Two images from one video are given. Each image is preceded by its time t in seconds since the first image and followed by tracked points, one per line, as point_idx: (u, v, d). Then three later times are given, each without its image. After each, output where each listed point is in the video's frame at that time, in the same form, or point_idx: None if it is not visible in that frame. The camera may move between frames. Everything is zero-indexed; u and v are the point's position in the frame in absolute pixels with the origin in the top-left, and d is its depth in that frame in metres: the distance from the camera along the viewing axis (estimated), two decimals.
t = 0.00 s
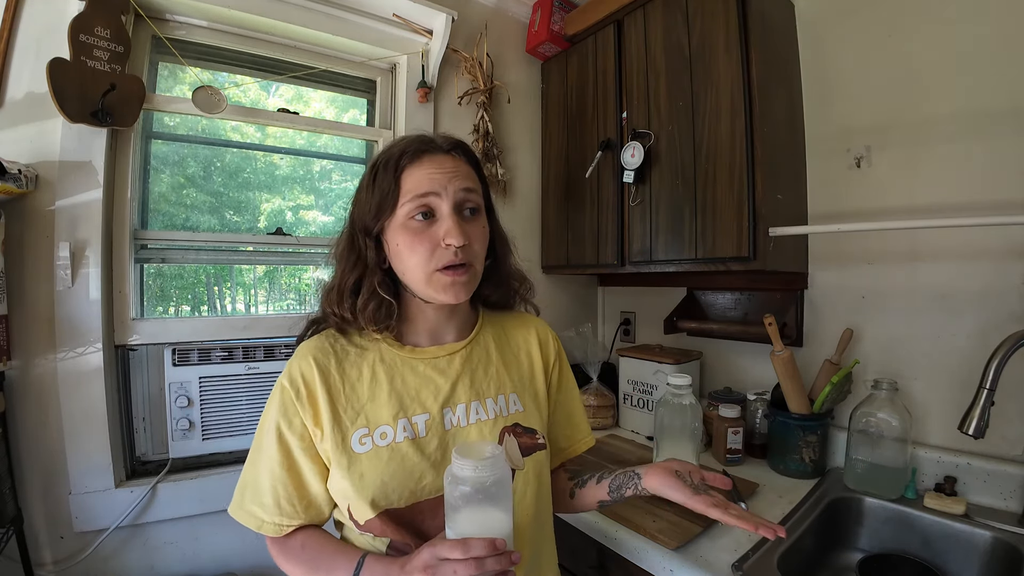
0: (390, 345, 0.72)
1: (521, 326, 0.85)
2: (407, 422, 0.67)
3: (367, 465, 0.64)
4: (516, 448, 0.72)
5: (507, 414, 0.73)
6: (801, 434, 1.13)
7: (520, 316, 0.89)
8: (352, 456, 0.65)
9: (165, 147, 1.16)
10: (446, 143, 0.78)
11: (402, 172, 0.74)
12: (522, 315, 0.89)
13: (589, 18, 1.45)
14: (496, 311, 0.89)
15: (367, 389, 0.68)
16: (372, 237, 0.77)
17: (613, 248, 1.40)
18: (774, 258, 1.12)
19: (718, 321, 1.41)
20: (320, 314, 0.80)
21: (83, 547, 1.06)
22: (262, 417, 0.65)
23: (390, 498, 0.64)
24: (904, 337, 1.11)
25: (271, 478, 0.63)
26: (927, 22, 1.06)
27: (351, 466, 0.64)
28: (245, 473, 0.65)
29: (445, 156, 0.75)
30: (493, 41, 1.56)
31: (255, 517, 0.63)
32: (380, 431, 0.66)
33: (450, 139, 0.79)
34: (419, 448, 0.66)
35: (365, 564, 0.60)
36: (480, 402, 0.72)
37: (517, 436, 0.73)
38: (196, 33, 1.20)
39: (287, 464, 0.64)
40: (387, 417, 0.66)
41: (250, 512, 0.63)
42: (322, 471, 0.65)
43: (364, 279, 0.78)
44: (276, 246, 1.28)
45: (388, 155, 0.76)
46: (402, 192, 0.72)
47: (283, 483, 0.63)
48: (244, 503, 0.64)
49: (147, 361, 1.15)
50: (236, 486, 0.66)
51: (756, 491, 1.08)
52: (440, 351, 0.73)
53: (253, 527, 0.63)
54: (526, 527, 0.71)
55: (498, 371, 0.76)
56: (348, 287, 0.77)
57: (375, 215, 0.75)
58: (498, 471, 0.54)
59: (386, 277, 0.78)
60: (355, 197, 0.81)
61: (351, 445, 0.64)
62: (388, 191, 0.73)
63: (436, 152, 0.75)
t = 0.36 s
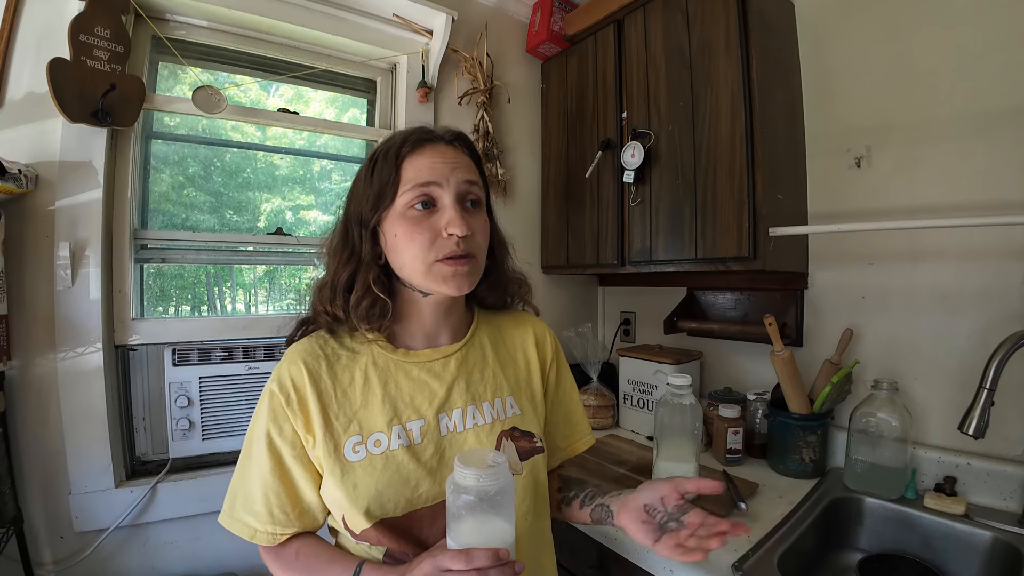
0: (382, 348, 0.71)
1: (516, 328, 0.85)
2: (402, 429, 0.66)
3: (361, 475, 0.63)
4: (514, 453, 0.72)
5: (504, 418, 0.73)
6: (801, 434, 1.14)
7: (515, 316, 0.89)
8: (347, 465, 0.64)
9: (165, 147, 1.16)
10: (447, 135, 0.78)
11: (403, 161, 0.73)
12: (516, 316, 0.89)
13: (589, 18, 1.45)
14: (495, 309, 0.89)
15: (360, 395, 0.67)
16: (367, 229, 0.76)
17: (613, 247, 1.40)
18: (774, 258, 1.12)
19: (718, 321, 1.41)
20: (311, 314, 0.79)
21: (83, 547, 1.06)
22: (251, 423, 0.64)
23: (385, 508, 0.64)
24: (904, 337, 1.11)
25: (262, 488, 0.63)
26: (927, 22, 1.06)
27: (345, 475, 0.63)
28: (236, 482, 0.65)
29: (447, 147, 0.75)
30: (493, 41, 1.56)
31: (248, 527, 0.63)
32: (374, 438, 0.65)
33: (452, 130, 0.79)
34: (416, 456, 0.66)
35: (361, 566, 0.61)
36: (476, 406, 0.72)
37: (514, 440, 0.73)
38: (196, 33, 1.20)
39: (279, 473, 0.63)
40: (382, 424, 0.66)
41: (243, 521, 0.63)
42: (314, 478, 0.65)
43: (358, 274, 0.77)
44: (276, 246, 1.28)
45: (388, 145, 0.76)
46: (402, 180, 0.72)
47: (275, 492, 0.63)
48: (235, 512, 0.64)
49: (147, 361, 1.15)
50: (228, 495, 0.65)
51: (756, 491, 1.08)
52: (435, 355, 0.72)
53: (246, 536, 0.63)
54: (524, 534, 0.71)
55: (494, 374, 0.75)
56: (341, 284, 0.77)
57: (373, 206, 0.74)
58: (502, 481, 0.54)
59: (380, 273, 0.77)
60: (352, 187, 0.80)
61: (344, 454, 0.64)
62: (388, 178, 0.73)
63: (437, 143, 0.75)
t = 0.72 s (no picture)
0: (378, 345, 0.71)
1: (518, 327, 0.85)
2: (396, 429, 0.66)
3: (353, 477, 0.63)
4: (513, 455, 0.71)
5: (504, 419, 0.73)
6: (801, 434, 1.14)
7: (519, 312, 0.89)
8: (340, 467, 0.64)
9: (165, 148, 1.16)
10: (449, 129, 0.78)
11: (404, 153, 0.73)
12: (518, 311, 0.89)
13: (589, 18, 1.45)
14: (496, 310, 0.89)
15: (353, 394, 0.67)
16: (365, 224, 0.76)
17: (613, 247, 1.40)
18: (774, 258, 1.12)
19: (718, 322, 1.41)
20: (302, 314, 0.78)
21: (83, 547, 1.06)
22: (241, 421, 0.64)
23: (376, 511, 0.63)
24: (904, 337, 1.11)
25: (250, 488, 0.62)
26: (927, 22, 1.06)
27: (337, 477, 0.63)
28: (223, 483, 0.64)
29: (448, 140, 0.76)
30: (493, 41, 1.56)
31: (235, 528, 0.62)
32: (366, 439, 0.64)
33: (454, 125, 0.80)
34: (409, 458, 0.65)
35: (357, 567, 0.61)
36: (475, 407, 0.71)
37: (514, 443, 0.72)
38: (196, 33, 1.20)
39: (268, 473, 0.63)
40: (375, 424, 0.65)
41: (229, 522, 0.63)
42: (305, 478, 0.65)
43: (354, 270, 0.78)
44: (276, 246, 1.28)
45: (388, 140, 0.76)
46: (404, 171, 0.72)
47: (264, 491, 0.62)
48: (222, 513, 0.63)
49: (147, 361, 1.15)
50: (215, 494, 0.65)
51: (756, 491, 1.08)
52: (432, 353, 0.72)
53: (232, 537, 0.62)
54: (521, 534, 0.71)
55: (492, 374, 0.75)
56: (337, 281, 0.77)
57: (372, 199, 0.74)
58: (503, 493, 0.53)
59: (378, 270, 0.77)
60: (351, 179, 0.80)
61: (336, 455, 0.63)
62: (389, 169, 0.73)
63: (438, 136, 0.75)
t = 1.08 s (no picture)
0: (372, 334, 0.72)
1: (518, 324, 0.85)
2: (385, 419, 0.65)
3: (336, 466, 0.62)
4: (509, 451, 0.71)
5: (500, 413, 0.73)
6: (801, 434, 1.14)
7: (519, 311, 0.89)
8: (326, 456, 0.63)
9: (165, 147, 1.16)
10: (444, 125, 0.78)
11: (397, 149, 0.73)
12: (519, 311, 0.89)
13: (589, 18, 1.45)
14: (496, 308, 0.89)
15: (344, 381, 0.67)
16: (360, 220, 0.76)
17: (613, 247, 1.40)
18: (774, 258, 1.12)
19: (718, 322, 1.41)
20: (297, 307, 0.79)
21: (83, 547, 1.06)
22: (229, 407, 0.64)
23: (361, 504, 0.63)
24: (904, 337, 1.11)
25: (233, 475, 0.62)
26: (927, 22, 1.06)
27: (323, 464, 0.62)
28: (206, 470, 0.64)
29: (443, 135, 0.76)
30: (493, 41, 1.56)
31: (216, 516, 0.62)
32: (354, 427, 0.64)
33: (448, 120, 0.80)
34: (397, 449, 0.65)
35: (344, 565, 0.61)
36: (470, 400, 0.71)
37: (511, 440, 0.71)
38: (195, 33, 1.20)
39: (252, 460, 0.63)
40: (363, 412, 0.65)
41: (211, 509, 0.62)
42: (291, 467, 0.64)
43: (348, 267, 0.77)
44: (276, 246, 1.28)
45: (382, 136, 0.76)
46: (397, 166, 0.72)
47: (247, 479, 0.62)
48: (204, 500, 0.63)
49: (147, 361, 1.15)
50: (200, 482, 0.65)
51: (756, 491, 1.08)
52: (427, 343, 0.72)
53: (213, 526, 0.62)
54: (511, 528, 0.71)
55: (485, 365, 0.75)
56: (330, 277, 0.77)
57: (365, 195, 0.74)
58: (482, 469, 0.53)
59: (372, 266, 0.77)
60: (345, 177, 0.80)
61: (322, 442, 0.63)
62: (382, 166, 0.73)
63: (433, 132, 0.75)
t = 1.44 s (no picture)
0: (369, 337, 0.72)
1: (516, 327, 0.85)
2: (383, 422, 0.65)
3: (334, 470, 0.62)
4: (509, 452, 0.71)
5: (499, 416, 0.72)
6: (801, 434, 1.14)
7: (515, 314, 0.89)
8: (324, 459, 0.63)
9: (165, 148, 1.16)
10: (438, 128, 0.78)
11: (392, 154, 0.73)
12: (516, 313, 0.90)
13: (589, 18, 1.45)
14: (494, 309, 0.89)
15: (341, 384, 0.67)
16: (355, 223, 0.76)
17: (613, 247, 1.40)
18: (774, 258, 1.12)
19: (718, 322, 1.41)
20: (294, 309, 0.79)
21: (82, 547, 1.06)
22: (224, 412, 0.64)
23: (360, 508, 0.63)
24: (904, 337, 1.11)
25: (228, 481, 0.62)
26: (927, 22, 1.06)
27: (320, 468, 0.62)
28: (201, 478, 0.64)
29: (437, 138, 0.75)
30: (493, 41, 1.56)
31: (211, 524, 0.62)
32: (351, 430, 0.64)
33: (443, 123, 0.80)
34: (395, 452, 0.65)
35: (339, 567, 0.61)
36: (468, 402, 0.71)
37: (511, 440, 0.72)
38: (195, 33, 1.20)
39: (248, 466, 0.63)
40: (360, 415, 0.65)
41: (206, 518, 0.62)
42: (288, 473, 0.64)
43: (344, 269, 0.77)
44: (277, 246, 1.28)
45: (377, 140, 0.76)
46: (391, 171, 0.72)
47: (242, 485, 0.62)
48: (199, 508, 0.63)
49: (146, 361, 1.15)
50: (194, 490, 0.64)
51: (756, 491, 1.08)
52: (425, 346, 0.73)
53: (208, 534, 0.62)
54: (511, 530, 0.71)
55: (483, 367, 0.75)
56: (326, 278, 0.77)
57: (361, 198, 0.74)
58: (480, 469, 0.53)
59: (368, 268, 0.77)
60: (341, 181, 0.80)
61: (319, 446, 0.63)
62: (377, 171, 0.73)
63: (427, 135, 0.75)
